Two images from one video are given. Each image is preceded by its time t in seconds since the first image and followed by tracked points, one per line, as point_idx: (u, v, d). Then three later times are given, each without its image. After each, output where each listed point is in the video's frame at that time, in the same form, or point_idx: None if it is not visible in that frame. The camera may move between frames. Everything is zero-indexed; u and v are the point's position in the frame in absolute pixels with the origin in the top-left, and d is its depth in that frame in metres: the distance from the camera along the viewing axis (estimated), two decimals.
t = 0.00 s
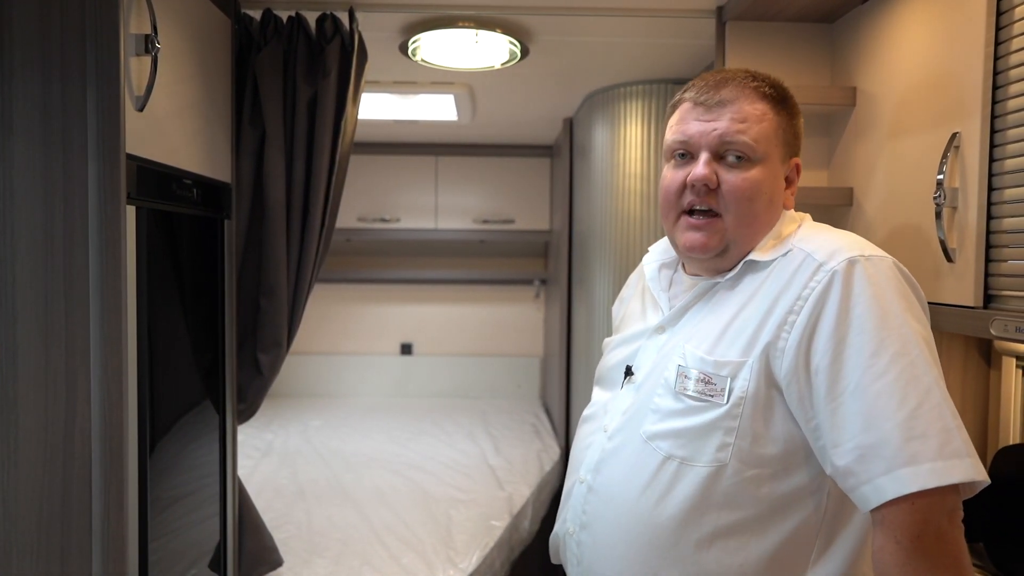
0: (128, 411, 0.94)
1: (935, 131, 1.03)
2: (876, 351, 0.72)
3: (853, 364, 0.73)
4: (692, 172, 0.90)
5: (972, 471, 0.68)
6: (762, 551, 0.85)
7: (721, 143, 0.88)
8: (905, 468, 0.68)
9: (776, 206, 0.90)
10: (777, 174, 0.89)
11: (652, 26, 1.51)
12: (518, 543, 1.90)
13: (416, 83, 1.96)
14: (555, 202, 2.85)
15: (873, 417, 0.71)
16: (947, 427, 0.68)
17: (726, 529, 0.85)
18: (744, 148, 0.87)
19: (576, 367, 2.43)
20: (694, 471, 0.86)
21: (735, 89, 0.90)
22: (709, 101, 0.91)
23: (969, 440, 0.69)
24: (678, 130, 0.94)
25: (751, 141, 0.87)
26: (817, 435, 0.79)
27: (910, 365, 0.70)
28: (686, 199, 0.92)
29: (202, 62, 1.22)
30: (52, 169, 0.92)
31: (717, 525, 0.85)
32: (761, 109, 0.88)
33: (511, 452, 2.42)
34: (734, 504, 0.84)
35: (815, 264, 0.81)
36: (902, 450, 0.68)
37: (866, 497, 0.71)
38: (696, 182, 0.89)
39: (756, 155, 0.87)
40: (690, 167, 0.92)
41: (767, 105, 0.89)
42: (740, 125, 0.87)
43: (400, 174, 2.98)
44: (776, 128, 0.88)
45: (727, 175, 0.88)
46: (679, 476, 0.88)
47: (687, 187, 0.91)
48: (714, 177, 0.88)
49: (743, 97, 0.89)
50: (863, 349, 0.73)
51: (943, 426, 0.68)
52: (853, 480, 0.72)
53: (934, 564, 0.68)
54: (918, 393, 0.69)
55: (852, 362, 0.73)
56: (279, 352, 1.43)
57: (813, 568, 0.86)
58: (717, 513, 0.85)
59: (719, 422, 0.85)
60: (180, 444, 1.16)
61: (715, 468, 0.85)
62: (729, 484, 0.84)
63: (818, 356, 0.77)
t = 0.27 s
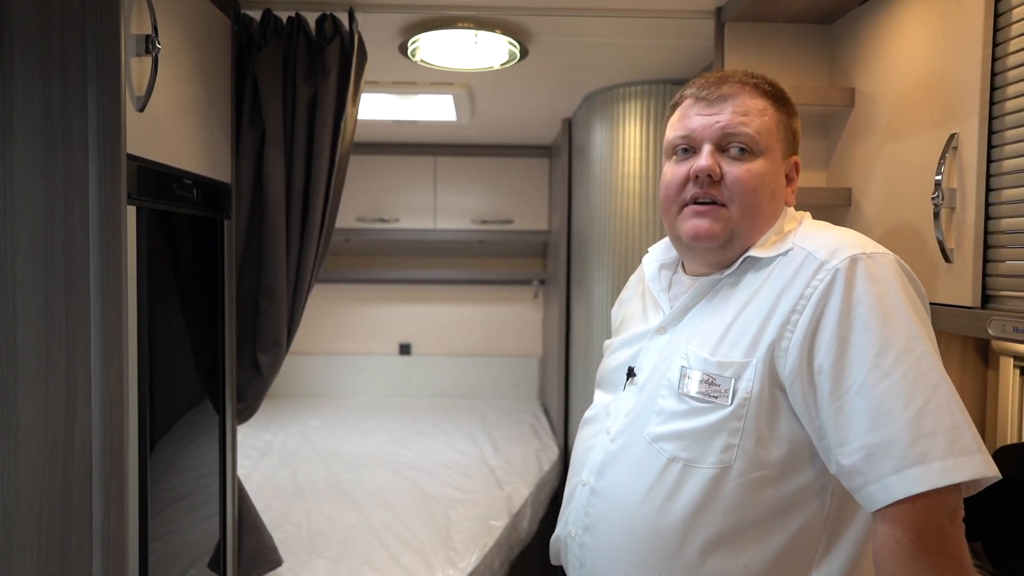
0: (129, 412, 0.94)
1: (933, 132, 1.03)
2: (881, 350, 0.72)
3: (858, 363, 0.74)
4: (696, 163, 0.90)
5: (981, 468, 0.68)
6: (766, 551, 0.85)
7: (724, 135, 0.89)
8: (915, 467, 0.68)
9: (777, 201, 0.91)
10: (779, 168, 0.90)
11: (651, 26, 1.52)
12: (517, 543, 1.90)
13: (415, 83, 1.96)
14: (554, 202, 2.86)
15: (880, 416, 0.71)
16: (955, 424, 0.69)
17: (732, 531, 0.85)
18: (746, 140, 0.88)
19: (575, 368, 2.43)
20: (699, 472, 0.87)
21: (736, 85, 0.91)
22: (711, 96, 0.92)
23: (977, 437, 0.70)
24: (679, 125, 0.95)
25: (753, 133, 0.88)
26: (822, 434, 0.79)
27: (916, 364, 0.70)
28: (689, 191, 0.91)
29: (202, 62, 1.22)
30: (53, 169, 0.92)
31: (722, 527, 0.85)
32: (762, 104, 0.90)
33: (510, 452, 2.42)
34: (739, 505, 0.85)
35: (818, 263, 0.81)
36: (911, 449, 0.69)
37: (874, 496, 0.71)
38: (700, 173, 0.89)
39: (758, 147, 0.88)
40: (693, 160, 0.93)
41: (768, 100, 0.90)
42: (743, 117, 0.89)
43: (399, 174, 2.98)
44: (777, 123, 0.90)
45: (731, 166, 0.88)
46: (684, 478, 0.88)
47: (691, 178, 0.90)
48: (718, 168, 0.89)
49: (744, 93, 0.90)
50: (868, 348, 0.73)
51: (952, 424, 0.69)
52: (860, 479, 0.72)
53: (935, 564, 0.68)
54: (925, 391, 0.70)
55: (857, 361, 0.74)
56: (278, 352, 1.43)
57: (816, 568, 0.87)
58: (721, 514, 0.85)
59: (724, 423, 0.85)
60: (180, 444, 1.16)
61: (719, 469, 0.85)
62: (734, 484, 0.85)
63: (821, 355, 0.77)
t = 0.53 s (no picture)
0: (130, 412, 0.94)
1: (933, 131, 1.03)
2: (885, 348, 0.72)
3: (862, 361, 0.74)
4: (702, 160, 0.90)
5: (986, 466, 0.68)
6: (770, 551, 0.85)
7: (732, 134, 0.89)
8: (919, 465, 0.68)
9: (782, 202, 0.91)
10: (786, 170, 0.90)
11: (650, 26, 1.52)
12: (516, 542, 1.90)
13: (414, 83, 1.96)
14: (553, 202, 2.86)
15: (885, 414, 0.71)
16: (959, 422, 0.69)
17: (736, 530, 0.85)
18: (754, 140, 0.88)
19: (574, 367, 2.43)
20: (702, 472, 0.87)
21: (749, 84, 0.91)
22: (723, 94, 0.92)
23: (981, 435, 0.70)
24: (689, 121, 0.95)
25: (763, 134, 0.88)
26: (826, 433, 0.79)
27: (920, 362, 0.71)
28: (693, 187, 0.91)
29: (202, 61, 1.22)
30: (54, 169, 0.92)
31: (727, 526, 0.85)
32: (774, 105, 0.89)
33: (509, 452, 2.42)
34: (743, 504, 0.85)
35: (821, 262, 0.81)
36: (916, 447, 0.69)
37: (878, 495, 0.71)
38: (705, 170, 0.89)
39: (766, 148, 0.88)
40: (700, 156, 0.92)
41: (779, 102, 0.90)
42: (753, 118, 0.88)
43: (398, 174, 2.98)
44: (787, 125, 0.90)
45: (737, 165, 0.88)
46: (689, 477, 0.88)
47: (696, 175, 0.90)
48: (724, 167, 0.88)
49: (757, 92, 0.90)
50: (872, 346, 0.73)
51: (956, 422, 0.69)
52: (865, 477, 0.73)
53: (940, 564, 0.69)
54: (929, 389, 0.70)
55: (861, 360, 0.74)
56: (278, 352, 1.43)
57: (820, 568, 0.87)
58: (726, 514, 0.85)
59: (727, 423, 0.85)
60: (179, 443, 1.16)
61: (723, 469, 0.85)
62: (738, 484, 0.85)
63: (825, 354, 0.77)
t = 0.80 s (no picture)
0: (131, 412, 0.94)
1: (932, 132, 1.03)
2: (886, 348, 0.72)
3: (863, 361, 0.74)
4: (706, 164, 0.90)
5: (988, 465, 0.68)
6: (773, 550, 0.86)
7: (737, 138, 0.89)
8: (920, 464, 0.69)
9: (783, 205, 0.92)
10: (788, 175, 0.90)
11: (650, 26, 1.52)
12: (516, 542, 1.90)
13: (414, 83, 1.96)
14: (552, 202, 2.86)
15: (886, 414, 0.71)
16: (961, 422, 0.69)
17: (739, 530, 0.85)
18: (759, 145, 0.88)
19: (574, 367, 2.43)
20: (706, 472, 0.87)
21: (753, 87, 0.90)
22: (728, 96, 0.91)
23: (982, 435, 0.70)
24: (693, 122, 0.94)
25: (767, 138, 0.88)
26: (826, 433, 0.79)
27: (921, 361, 0.71)
28: (697, 190, 0.91)
29: (202, 62, 1.22)
30: (54, 169, 0.92)
31: (730, 526, 0.86)
32: (779, 108, 0.89)
33: (509, 452, 2.42)
34: (746, 504, 0.85)
35: (822, 262, 0.82)
36: (916, 446, 0.69)
37: (879, 494, 0.72)
38: (709, 175, 0.89)
39: (770, 153, 0.88)
40: (704, 159, 0.92)
41: (784, 104, 0.89)
42: (758, 122, 0.88)
43: (397, 174, 2.98)
44: (791, 129, 0.89)
45: (740, 170, 0.88)
46: (692, 477, 0.88)
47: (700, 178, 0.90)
48: (728, 171, 0.88)
49: (762, 95, 0.89)
50: (872, 346, 0.73)
51: (957, 421, 0.69)
52: (865, 477, 0.73)
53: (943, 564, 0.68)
54: (930, 389, 0.70)
55: (862, 359, 0.74)
56: (278, 352, 1.43)
57: (823, 568, 0.87)
58: (729, 513, 0.85)
59: (730, 422, 0.85)
60: (179, 443, 1.16)
61: (727, 469, 0.85)
62: (742, 484, 0.85)
63: (826, 353, 0.77)
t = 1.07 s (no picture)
0: (130, 412, 0.94)
1: (931, 132, 1.04)
2: (886, 350, 0.72)
3: (862, 363, 0.74)
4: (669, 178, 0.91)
5: (988, 466, 0.68)
6: (769, 550, 0.86)
7: (697, 149, 0.89)
8: (921, 466, 0.69)
9: (760, 208, 0.90)
10: (760, 177, 0.88)
11: (650, 27, 1.52)
12: (516, 542, 1.90)
13: (414, 83, 1.96)
14: (552, 202, 2.86)
15: (886, 416, 0.71)
16: (961, 423, 0.69)
17: (736, 529, 0.86)
18: (719, 154, 0.87)
19: (574, 367, 2.43)
20: (703, 472, 0.87)
21: (715, 95, 0.90)
22: (691, 107, 0.92)
23: (982, 435, 0.70)
24: (664, 135, 0.96)
25: (726, 146, 0.87)
26: (825, 434, 0.79)
27: (921, 364, 0.71)
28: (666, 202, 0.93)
29: (202, 61, 1.22)
30: (53, 170, 0.92)
31: (727, 525, 0.86)
32: (741, 113, 0.88)
33: (509, 452, 2.42)
34: (743, 503, 0.85)
35: (821, 264, 0.82)
36: (918, 448, 0.69)
37: (878, 496, 0.72)
38: (671, 189, 0.90)
39: (732, 160, 0.87)
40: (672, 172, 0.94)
41: (748, 108, 0.88)
42: (716, 131, 0.87)
43: (397, 174, 2.98)
44: (756, 132, 0.87)
45: (702, 180, 0.89)
46: (689, 477, 0.88)
47: (665, 192, 0.92)
48: (689, 183, 0.89)
49: (722, 103, 0.89)
50: (872, 348, 0.73)
51: (957, 422, 0.69)
52: (865, 478, 0.73)
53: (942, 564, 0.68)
54: (930, 391, 0.70)
55: (862, 361, 0.74)
56: (278, 352, 1.43)
57: (819, 567, 0.87)
58: (726, 513, 0.86)
59: (727, 423, 0.85)
60: (179, 443, 1.15)
61: (724, 469, 0.85)
62: (738, 484, 0.85)
63: (825, 355, 0.77)
